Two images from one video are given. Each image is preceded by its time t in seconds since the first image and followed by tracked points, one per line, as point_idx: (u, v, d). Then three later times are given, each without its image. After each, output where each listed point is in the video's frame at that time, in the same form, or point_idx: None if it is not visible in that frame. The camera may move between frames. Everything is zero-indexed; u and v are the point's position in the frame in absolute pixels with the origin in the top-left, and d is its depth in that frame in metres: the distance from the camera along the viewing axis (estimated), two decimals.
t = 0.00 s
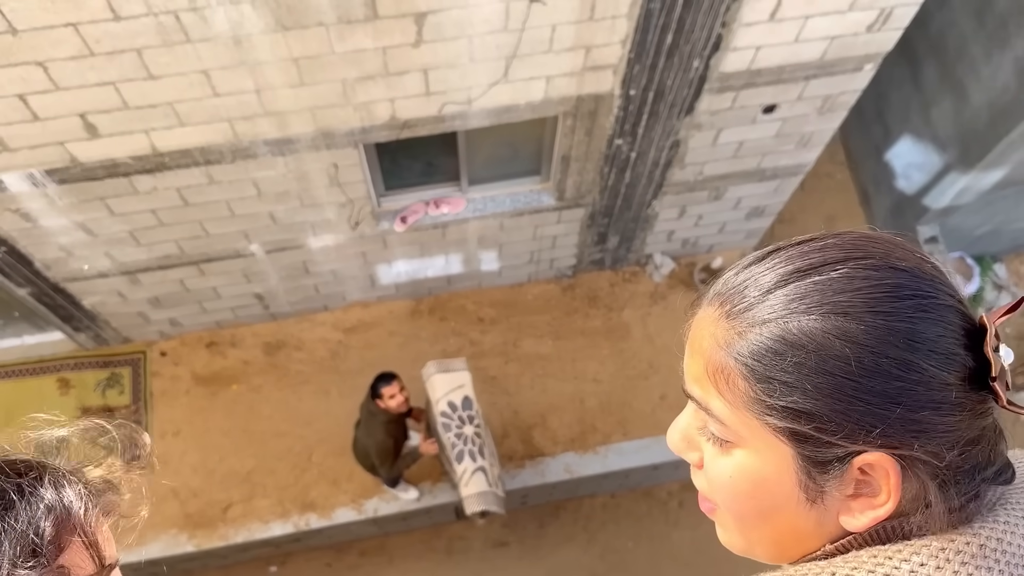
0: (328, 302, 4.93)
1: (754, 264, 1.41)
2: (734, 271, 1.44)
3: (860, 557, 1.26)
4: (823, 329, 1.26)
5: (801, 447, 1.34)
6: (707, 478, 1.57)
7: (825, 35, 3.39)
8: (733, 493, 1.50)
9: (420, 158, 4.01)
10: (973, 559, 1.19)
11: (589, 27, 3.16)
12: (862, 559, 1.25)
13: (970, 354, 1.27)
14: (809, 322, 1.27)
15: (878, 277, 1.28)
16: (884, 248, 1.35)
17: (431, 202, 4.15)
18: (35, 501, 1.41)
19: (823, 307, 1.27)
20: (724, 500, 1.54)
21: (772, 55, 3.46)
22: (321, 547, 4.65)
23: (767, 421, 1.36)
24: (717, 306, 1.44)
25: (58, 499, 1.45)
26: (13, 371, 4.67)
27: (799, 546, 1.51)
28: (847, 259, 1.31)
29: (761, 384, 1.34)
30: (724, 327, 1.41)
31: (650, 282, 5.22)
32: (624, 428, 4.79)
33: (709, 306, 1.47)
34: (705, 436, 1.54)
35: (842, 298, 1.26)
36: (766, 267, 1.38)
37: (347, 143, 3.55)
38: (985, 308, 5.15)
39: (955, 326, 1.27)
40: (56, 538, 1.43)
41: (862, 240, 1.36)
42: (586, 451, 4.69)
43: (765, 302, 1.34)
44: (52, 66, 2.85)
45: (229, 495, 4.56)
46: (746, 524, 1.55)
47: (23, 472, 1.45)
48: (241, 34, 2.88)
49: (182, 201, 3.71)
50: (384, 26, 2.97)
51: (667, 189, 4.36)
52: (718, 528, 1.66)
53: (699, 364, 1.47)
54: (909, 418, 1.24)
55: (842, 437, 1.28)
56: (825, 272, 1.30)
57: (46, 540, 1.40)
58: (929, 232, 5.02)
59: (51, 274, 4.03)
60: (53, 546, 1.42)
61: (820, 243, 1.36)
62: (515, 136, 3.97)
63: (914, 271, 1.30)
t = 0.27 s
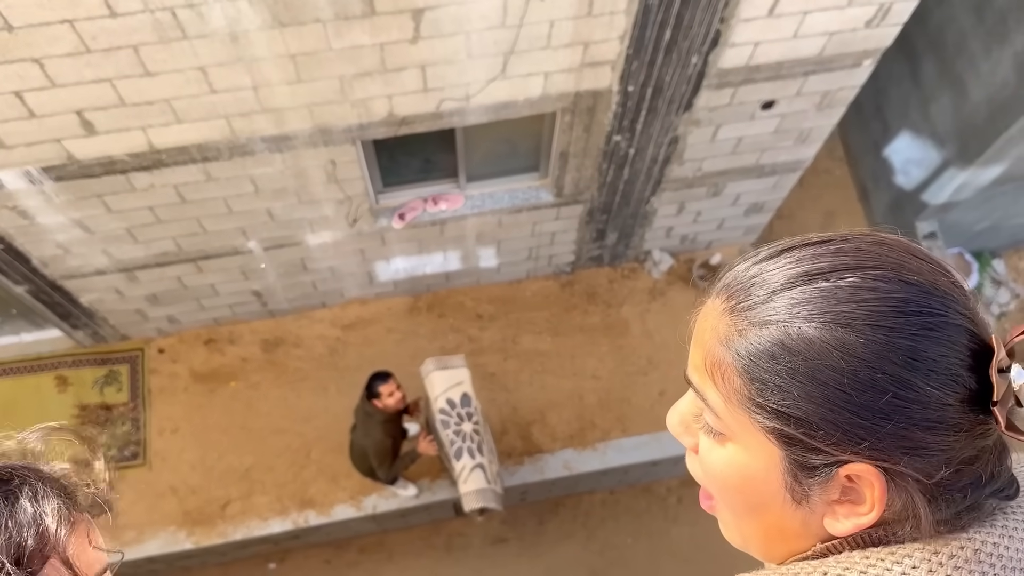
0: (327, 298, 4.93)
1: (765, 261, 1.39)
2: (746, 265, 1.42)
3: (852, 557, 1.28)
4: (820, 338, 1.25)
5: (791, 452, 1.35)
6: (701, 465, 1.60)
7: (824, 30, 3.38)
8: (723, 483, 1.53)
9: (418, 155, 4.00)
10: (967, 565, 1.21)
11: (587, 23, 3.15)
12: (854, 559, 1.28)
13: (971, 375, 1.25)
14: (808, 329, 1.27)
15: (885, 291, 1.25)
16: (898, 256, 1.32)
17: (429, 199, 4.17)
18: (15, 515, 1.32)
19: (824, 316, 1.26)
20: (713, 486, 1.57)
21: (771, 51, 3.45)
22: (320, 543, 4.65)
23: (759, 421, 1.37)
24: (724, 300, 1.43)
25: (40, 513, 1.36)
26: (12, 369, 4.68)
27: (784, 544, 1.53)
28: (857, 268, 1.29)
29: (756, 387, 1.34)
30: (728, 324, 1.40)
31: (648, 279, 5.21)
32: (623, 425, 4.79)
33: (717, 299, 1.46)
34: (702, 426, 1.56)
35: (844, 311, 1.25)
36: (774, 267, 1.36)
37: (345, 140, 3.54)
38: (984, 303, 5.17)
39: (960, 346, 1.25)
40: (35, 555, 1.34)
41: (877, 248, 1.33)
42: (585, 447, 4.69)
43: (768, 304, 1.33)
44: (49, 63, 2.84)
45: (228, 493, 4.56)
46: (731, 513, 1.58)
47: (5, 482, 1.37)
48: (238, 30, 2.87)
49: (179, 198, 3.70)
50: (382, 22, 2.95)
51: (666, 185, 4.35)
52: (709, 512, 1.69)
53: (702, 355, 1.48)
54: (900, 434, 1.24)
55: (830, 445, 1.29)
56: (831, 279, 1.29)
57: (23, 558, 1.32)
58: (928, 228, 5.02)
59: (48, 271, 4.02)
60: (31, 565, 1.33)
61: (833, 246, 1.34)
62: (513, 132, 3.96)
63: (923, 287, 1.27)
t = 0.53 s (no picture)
0: (327, 295, 4.92)
1: (775, 266, 1.39)
2: (755, 270, 1.42)
3: (860, 556, 1.27)
4: (824, 345, 1.25)
5: (797, 458, 1.35)
6: (712, 469, 1.60)
7: (825, 26, 3.37)
8: (733, 486, 1.54)
9: (418, 151, 3.99)
10: (978, 568, 1.18)
11: (588, 19, 3.14)
12: (861, 558, 1.27)
13: (981, 382, 1.24)
14: (813, 335, 1.26)
15: (891, 297, 1.24)
16: (909, 261, 1.31)
17: (429, 196, 4.17)
18: (21, 513, 1.32)
19: (829, 322, 1.25)
20: (724, 489, 1.57)
21: (771, 47, 3.44)
22: (321, 541, 4.65)
23: (764, 426, 1.38)
24: (733, 305, 1.43)
25: (47, 511, 1.36)
26: (10, 367, 4.62)
27: (795, 547, 1.53)
28: (864, 274, 1.28)
29: (762, 393, 1.34)
30: (736, 329, 1.40)
31: (648, 275, 5.21)
32: (623, 421, 4.79)
33: (726, 304, 1.46)
34: (712, 429, 1.57)
35: (849, 318, 1.24)
36: (783, 273, 1.36)
37: (344, 136, 3.53)
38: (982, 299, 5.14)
39: (969, 353, 1.24)
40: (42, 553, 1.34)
41: (886, 253, 1.32)
42: (585, 444, 4.69)
43: (775, 310, 1.33)
44: (47, 59, 2.83)
45: (228, 490, 4.56)
46: (743, 515, 1.58)
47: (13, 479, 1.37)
48: (237, 27, 2.86)
49: (179, 195, 3.69)
50: (382, 18, 2.95)
51: (666, 181, 4.35)
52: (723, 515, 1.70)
53: (710, 360, 1.48)
54: (906, 441, 1.23)
55: (835, 451, 1.28)
56: (837, 286, 1.28)
57: (30, 556, 1.31)
58: (928, 224, 5.02)
59: (47, 268, 4.01)
60: (38, 563, 1.33)
61: (841, 252, 1.33)
62: (513, 129, 3.95)
63: (933, 293, 1.26)
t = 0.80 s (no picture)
0: (328, 293, 4.97)
1: (797, 249, 1.27)
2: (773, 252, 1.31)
3: (863, 553, 1.15)
4: (841, 332, 1.14)
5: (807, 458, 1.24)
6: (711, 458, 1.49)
7: (820, 26, 3.42)
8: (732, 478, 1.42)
9: (418, 150, 4.04)
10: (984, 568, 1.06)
11: (586, 19, 3.19)
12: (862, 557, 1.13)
13: (999, 375, 1.12)
14: (831, 323, 1.15)
15: (919, 289, 1.13)
16: (936, 250, 1.20)
17: (430, 194, 4.22)
18: (39, 508, 1.33)
19: (848, 310, 1.15)
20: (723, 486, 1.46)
21: (768, 46, 3.49)
22: (322, 536, 4.69)
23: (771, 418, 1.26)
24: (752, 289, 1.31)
25: (61, 508, 1.37)
26: (17, 364, 4.73)
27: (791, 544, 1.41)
28: (894, 262, 1.17)
29: (775, 386, 1.23)
30: (752, 315, 1.28)
31: (646, 273, 5.26)
32: (621, 417, 4.85)
33: (745, 288, 1.33)
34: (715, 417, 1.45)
35: (873, 306, 1.13)
36: (804, 257, 1.24)
37: (346, 136, 3.58)
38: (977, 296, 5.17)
39: (988, 346, 1.12)
40: (58, 547, 1.35)
41: (914, 242, 1.20)
42: (584, 439, 4.74)
43: (796, 296, 1.21)
44: (51, 59, 2.88)
45: (231, 485, 4.61)
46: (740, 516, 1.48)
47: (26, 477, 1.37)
48: (240, 27, 2.91)
49: (182, 194, 3.73)
50: (383, 19, 2.99)
51: (664, 180, 4.39)
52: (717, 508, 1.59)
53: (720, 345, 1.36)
54: (922, 441, 1.12)
55: (843, 446, 1.18)
56: (864, 273, 1.16)
57: (48, 551, 1.32)
58: (924, 222, 5.06)
59: (51, 266, 4.06)
60: (52, 559, 1.33)
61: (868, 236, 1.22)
62: (512, 128, 4.00)
63: (956, 286, 1.15)
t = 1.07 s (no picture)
0: (327, 291, 4.94)
1: (784, 241, 1.39)
2: (763, 245, 1.43)
3: (853, 549, 1.22)
4: (829, 318, 1.25)
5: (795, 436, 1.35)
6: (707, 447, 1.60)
7: (821, 22, 3.40)
8: (728, 464, 1.53)
9: (416, 147, 4.00)
10: (970, 564, 1.14)
11: (586, 15, 3.16)
12: (854, 552, 1.21)
13: (983, 364, 1.22)
14: (819, 309, 1.26)
15: (899, 276, 1.23)
16: (917, 242, 1.30)
17: (428, 192, 4.19)
18: (43, 492, 1.35)
19: (836, 296, 1.25)
20: (720, 470, 1.57)
21: (768, 43, 3.46)
22: (321, 535, 4.67)
23: (764, 403, 1.37)
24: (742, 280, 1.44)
25: (67, 489, 1.40)
26: (13, 363, 4.71)
27: (786, 530, 1.52)
28: (872, 252, 1.28)
29: (764, 367, 1.34)
30: (742, 303, 1.40)
31: (646, 271, 5.24)
32: (621, 416, 4.82)
33: (735, 279, 1.46)
34: (710, 408, 1.56)
35: (853, 292, 1.24)
36: (790, 248, 1.36)
37: (344, 132, 3.55)
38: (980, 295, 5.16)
39: (973, 334, 1.22)
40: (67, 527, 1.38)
41: (895, 234, 1.31)
42: (583, 438, 4.72)
43: (781, 284, 1.33)
44: (47, 56, 2.85)
45: (229, 485, 4.58)
46: (736, 498, 1.58)
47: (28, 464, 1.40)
48: (237, 23, 2.88)
49: (179, 191, 3.70)
50: (381, 15, 2.97)
51: (664, 177, 4.37)
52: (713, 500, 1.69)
53: (714, 334, 1.48)
54: (906, 421, 1.22)
55: (833, 427, 1.28)
56: (844, 261, 1.27)
57: (58, 531, 1.35)
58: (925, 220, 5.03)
59: (48, 265, 4.02)
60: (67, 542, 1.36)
61: (849, 229, 1.33)
62: (511, 125, 3.97)
63: (939, 274, 1.25)
